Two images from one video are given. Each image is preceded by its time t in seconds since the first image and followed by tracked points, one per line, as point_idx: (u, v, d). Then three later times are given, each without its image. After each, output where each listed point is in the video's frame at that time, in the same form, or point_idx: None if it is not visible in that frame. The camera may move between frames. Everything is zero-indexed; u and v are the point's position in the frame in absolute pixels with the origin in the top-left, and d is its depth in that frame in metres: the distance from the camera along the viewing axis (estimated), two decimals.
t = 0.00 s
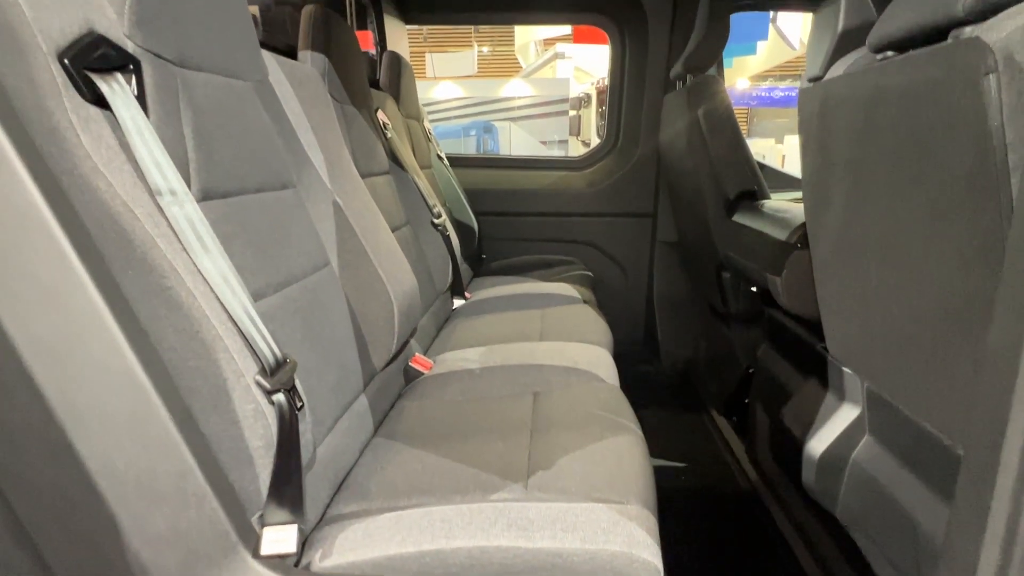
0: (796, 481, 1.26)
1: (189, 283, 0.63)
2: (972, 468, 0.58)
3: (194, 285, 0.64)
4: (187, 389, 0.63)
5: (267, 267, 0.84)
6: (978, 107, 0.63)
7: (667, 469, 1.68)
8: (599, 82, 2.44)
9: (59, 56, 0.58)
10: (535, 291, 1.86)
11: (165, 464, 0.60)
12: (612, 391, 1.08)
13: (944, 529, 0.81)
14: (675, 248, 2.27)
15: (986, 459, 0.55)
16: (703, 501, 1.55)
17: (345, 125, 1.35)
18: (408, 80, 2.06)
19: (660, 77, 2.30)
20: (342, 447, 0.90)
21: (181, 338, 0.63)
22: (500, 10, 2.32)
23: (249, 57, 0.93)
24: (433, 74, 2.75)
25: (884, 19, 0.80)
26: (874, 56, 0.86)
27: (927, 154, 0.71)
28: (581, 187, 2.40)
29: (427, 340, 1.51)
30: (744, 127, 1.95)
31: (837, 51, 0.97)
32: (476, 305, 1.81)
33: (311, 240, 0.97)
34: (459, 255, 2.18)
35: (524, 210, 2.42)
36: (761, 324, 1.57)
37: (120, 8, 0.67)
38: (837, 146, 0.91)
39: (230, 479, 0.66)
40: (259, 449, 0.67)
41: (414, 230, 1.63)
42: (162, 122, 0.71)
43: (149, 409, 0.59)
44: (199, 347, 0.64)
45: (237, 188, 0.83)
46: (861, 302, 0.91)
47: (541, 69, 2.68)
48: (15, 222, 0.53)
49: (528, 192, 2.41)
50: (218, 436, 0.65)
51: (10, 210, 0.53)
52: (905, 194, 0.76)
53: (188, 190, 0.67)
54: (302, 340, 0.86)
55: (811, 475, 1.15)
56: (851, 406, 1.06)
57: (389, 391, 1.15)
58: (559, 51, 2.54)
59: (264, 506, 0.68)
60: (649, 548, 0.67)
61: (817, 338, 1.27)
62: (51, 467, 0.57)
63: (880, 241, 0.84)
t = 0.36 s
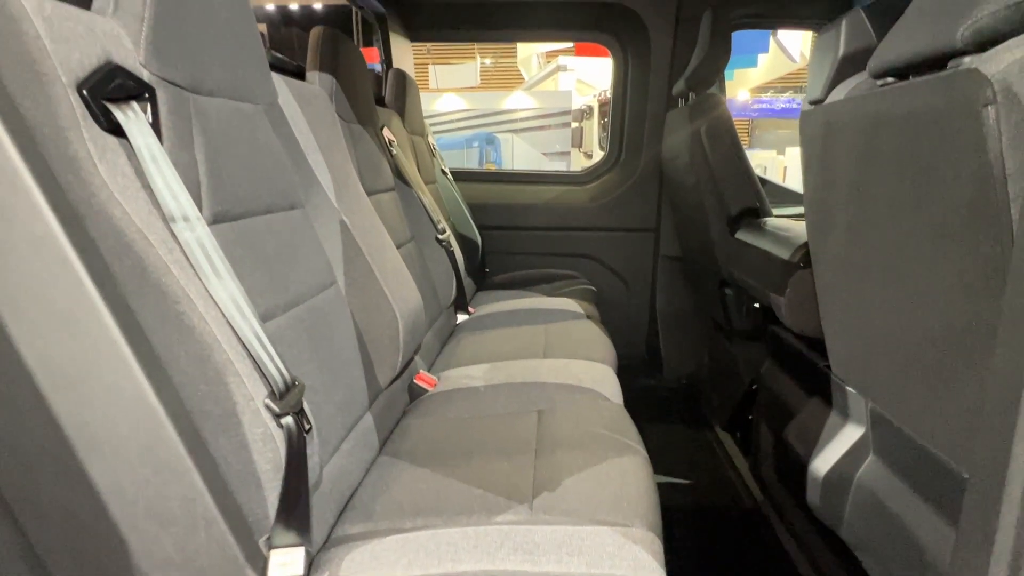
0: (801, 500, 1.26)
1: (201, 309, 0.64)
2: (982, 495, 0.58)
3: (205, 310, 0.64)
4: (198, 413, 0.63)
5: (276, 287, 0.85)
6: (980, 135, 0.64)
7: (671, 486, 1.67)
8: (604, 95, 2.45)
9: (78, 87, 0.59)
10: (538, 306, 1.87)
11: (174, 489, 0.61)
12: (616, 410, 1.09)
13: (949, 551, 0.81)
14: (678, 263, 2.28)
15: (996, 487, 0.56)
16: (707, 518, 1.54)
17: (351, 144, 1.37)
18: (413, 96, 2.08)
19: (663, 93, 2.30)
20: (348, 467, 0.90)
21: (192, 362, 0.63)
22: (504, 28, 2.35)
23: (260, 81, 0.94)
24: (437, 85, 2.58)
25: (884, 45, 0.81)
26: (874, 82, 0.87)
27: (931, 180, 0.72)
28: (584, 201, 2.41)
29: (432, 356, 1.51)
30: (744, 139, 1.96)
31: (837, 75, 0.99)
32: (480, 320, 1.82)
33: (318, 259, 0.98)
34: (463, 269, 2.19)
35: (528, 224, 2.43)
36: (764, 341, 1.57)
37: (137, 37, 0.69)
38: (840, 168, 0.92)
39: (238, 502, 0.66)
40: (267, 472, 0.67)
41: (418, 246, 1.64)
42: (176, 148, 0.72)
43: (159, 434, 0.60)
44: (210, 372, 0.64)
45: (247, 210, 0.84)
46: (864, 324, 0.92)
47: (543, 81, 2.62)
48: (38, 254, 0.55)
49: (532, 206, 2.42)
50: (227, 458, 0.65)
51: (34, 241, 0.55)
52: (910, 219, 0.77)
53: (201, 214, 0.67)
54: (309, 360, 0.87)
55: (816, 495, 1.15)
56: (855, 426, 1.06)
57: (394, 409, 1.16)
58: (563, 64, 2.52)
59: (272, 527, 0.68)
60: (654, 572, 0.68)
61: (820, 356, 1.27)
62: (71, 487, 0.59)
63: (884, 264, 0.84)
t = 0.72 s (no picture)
0: (805, 516, 1.26)
1: (211, 328, 0.64)
2: (988, 516, 0.58)
3: (215, 329, 0.64)
4: (205, 430, 0.64)
5: (283, 304, 0.86)
6: (981, 158, 0.64)
7: (674, 499, 1.67)
8: (604, 105, 2.47)
9: (93, 110, 0.60)
10: (542, 319, 1.88)
11: (183, 507, 0.62)
12: (620, 425, 1.09)
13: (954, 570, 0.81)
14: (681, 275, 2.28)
15: (1003, 510, 0.56)
16: (711, 533, 1.53)
17: (357, 159, 1.39)
18: (418, 109, 2.10)
19: (666, 107, 2.32)
20: (353, 482, 0.91)
21: (201, 381, 0.64)
22: (508, 42, 2.37)
23: (270, 99, 0.95)
24: (439, 95, 2.67)
25: (885, 66, 0.82)
26: (875, 102, 0.88)
27: (935, 200, 0.72)
28: (587, 213, 2.42)
29: (435, 370, 1.52)
30: (746, 148, 1.98)
31: (840, 94, 1.00)
32: (484, 333, 1.82)
33: (325, 275, 0.99)
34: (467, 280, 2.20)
35: (531, 235, 2.45)
36: (767, 354, 1.58)
37: (149, 60, 0.70)
38: (842, 186, 0.93)
39: (244, 520, 0.67)
40: (274, 491, 0.67)
41: (422, 259, 1.65)
42: (186, 169, 0.73)
43: (168, 450, 0.61)
44: (218, 390, 0.64)
45: (256, 228, 0.85)
46: (867, 341, 0.92)
47: (544, 91, 2.71)
48: (50, 275, 0.57)
49: (535, 218, 2.44)
50: (234, 476, 0.66)
51: (48, 263, 0.57)
52: (913, 238, 0.77)
53: (210, 234, 0.68)
54: (316, 375, 0.87)
55: (820, 511, 1.15)
56: (859, 442, 1.06)
57: (398, 423, 1.16)
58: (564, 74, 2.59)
59: (276, 546, 0.69)
60: None
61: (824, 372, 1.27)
62: (80, 504, 0.61)
63: (887, 283, 0.85)
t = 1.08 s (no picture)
0: (811, 530, 1.25)
1: (220, 345, 0.64)
2: (996, 535, 0.58)
3: (223, 346, 0.65)
4: (211, 446, 0.65)
5: (289, 318, 0.86)
6: (984, 177, 0.65)
7: (678, 512, 1.66)
8: (606, 113, 2.48)
9: (105, 130, 0.61)
10: (545, 329, 1.88)
11: (189, 523, 0.64)
12: (624, 439, 1.09)
13: None
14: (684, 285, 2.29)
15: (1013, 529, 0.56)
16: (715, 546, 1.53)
17: (363, 171, 1.40)
18: (422, 120, 2.12)
19: (669, 118, 2.33)
20: (358, 496, 0.91)
21: (208, 397, 0.64)
22: (512, 53, 2.39)
23: (278, 114, 0.95)
24: (443, 103, 2.69)
25: (887, 83, 0.83)
26: (877, 118, 0.89)
27: (939, 217, 0.73)
28: (590, 223, 2.43)
29: (439, 381, 1.52)
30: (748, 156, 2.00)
31: (843, 109, 1.00)
32: (487, 343, 1.83)
33: (330, 289, 0.99)
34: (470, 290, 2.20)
35: (534, 245, 2.45)
36: (771, 366, 1.57)
37: (160, 79, 0.71)
38: (845, 201, 0.93)
39: (250, 535, 0.67)
40: (280, 506, 0.67)
41: (426, 269, 1.66)
42: (195, 185, 0.74)
43: (175, 465, 0.63)
44: (226, 407, 0.65)
45: (263, 242, 0.86)
46: (871, 356, 0.92)
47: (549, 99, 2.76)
48: (62, 294, 0.58)
49: (537, 228, 2.44)
50: (239, 491, 0.66)
51: (60, 282, 0.58)
52: (916, 255, 0.78)
53: (219, 250, 0.69)
54: (321, 389, 0.88)
55: (825, 525, 1.14)
56: (864, 456, 1.06)
57: (402, 435, 1.16)
58: (568, 83, 2.58)
59: (283, 561, 0.68)
60: None
61: (829, 385, 1.27)
62: (88, 520, 0.62)
63: (891, 298, 0.85)
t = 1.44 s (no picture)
0: (819, 543, 1.24)
1: (227, 358, 0.64)
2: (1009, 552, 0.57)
3: (231, 358, 0.64)
4: (220, 460, 0.65)
5: (296, 328, 0.86)
6: (997, 190, 0.64)
7: (684, 522, 1.65)
8: (610, 119, 2.49)
9: (115, 142, 0.61)
10: (550, 337, 1.87)
11: (195, 538, 0.64)
12: (631, 450, 1.08)
13: None
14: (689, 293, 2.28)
15: None
16: (722, 557, 1.51)
17: (368, 180, 1.40)
18: (426, 128, 2.12)
19: (674, 126, 2.33)
20: (364, 509, 0.90)
21: (216, 410, 0.64)
22: (517, 62, 2.39)
23: (285, 125, 0.95)
24: (447, 109, 2.65)
25: (896, 94, 0.83)
26: (886, 129, 0.88)
27: (950, 230, 0.72)
28: (595, 231, 2.43)
29: (444, 389, 1.51)
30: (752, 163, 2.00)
31: (852, 119, 1.00)
32: (492, 352, 1.82)
33: (337, 299, 0.99)
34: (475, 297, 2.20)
35: (538, 252, 2.45)
36: (778, 376, 1.56)
37: (170, 91, 0.71)
38: (854, 212, 0.93)
39: (256, 549, 0.66)
40: (287, 520, 0.66)
41: (431, 277, 1.66)
42: (204, 197, 0.74)
43: (182, 478, 0.62)
44: (233, 420, 0.64)
45: (270, 253, 0.86)
46: (882, 368, 0.92)
47: (550, 107, 2.72)
48: (72, 308, 0.59)
49: (542, 235, 2.44)
50: (247, 505, 0.66)
51: (69, 295, 0.59)
52: (926, 267, 0.77)
53: (227, 262, 0.69)
54: (328, 400, 0.87)
55: (834, 538, 1.13)
56: (874, 469, 1.05)
57: (407, 446, 1.16)
58: (569, 92, 2.55)
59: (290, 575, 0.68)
60: None
61: (838, 396, 1.26)
62: (97, 535, 0.62)
63: (902, 309, 0.84)
